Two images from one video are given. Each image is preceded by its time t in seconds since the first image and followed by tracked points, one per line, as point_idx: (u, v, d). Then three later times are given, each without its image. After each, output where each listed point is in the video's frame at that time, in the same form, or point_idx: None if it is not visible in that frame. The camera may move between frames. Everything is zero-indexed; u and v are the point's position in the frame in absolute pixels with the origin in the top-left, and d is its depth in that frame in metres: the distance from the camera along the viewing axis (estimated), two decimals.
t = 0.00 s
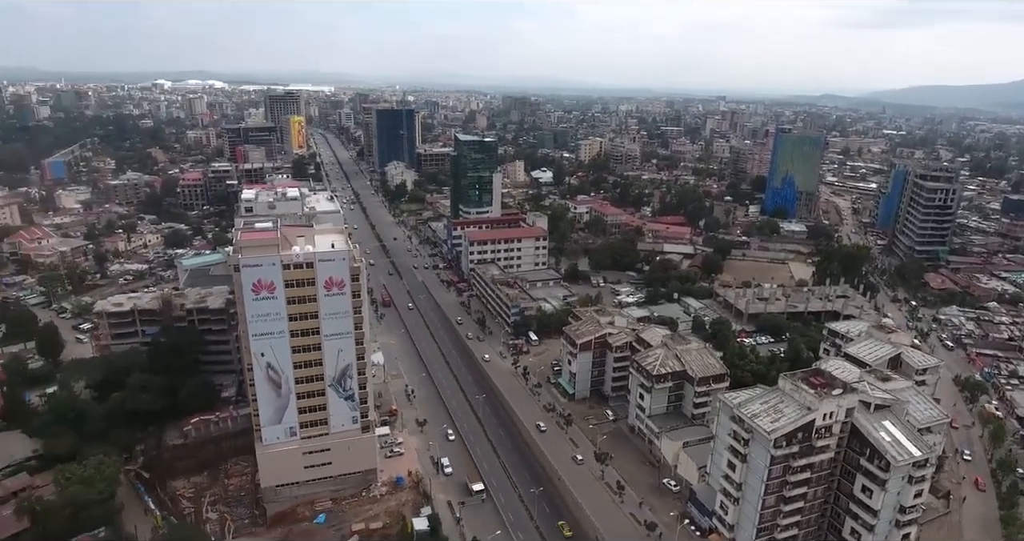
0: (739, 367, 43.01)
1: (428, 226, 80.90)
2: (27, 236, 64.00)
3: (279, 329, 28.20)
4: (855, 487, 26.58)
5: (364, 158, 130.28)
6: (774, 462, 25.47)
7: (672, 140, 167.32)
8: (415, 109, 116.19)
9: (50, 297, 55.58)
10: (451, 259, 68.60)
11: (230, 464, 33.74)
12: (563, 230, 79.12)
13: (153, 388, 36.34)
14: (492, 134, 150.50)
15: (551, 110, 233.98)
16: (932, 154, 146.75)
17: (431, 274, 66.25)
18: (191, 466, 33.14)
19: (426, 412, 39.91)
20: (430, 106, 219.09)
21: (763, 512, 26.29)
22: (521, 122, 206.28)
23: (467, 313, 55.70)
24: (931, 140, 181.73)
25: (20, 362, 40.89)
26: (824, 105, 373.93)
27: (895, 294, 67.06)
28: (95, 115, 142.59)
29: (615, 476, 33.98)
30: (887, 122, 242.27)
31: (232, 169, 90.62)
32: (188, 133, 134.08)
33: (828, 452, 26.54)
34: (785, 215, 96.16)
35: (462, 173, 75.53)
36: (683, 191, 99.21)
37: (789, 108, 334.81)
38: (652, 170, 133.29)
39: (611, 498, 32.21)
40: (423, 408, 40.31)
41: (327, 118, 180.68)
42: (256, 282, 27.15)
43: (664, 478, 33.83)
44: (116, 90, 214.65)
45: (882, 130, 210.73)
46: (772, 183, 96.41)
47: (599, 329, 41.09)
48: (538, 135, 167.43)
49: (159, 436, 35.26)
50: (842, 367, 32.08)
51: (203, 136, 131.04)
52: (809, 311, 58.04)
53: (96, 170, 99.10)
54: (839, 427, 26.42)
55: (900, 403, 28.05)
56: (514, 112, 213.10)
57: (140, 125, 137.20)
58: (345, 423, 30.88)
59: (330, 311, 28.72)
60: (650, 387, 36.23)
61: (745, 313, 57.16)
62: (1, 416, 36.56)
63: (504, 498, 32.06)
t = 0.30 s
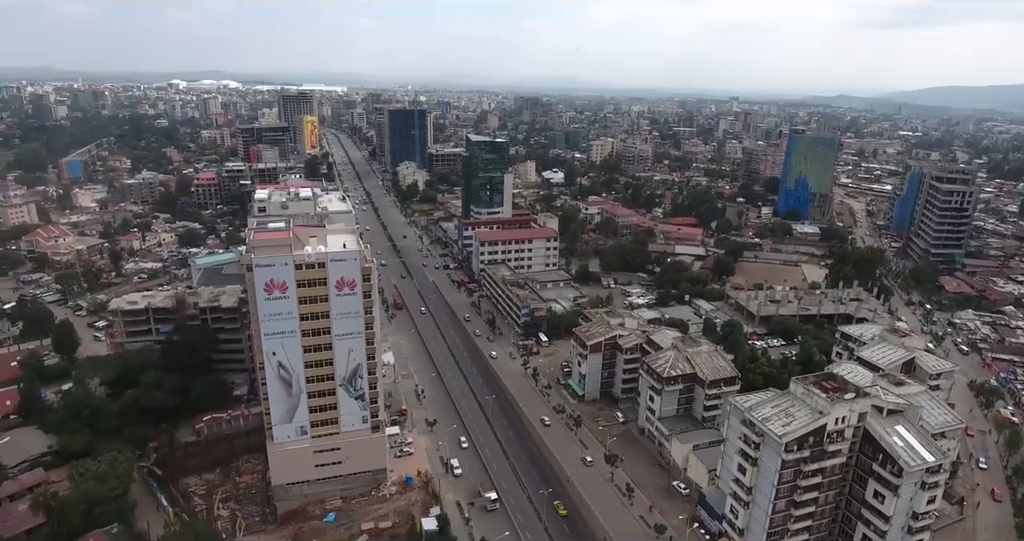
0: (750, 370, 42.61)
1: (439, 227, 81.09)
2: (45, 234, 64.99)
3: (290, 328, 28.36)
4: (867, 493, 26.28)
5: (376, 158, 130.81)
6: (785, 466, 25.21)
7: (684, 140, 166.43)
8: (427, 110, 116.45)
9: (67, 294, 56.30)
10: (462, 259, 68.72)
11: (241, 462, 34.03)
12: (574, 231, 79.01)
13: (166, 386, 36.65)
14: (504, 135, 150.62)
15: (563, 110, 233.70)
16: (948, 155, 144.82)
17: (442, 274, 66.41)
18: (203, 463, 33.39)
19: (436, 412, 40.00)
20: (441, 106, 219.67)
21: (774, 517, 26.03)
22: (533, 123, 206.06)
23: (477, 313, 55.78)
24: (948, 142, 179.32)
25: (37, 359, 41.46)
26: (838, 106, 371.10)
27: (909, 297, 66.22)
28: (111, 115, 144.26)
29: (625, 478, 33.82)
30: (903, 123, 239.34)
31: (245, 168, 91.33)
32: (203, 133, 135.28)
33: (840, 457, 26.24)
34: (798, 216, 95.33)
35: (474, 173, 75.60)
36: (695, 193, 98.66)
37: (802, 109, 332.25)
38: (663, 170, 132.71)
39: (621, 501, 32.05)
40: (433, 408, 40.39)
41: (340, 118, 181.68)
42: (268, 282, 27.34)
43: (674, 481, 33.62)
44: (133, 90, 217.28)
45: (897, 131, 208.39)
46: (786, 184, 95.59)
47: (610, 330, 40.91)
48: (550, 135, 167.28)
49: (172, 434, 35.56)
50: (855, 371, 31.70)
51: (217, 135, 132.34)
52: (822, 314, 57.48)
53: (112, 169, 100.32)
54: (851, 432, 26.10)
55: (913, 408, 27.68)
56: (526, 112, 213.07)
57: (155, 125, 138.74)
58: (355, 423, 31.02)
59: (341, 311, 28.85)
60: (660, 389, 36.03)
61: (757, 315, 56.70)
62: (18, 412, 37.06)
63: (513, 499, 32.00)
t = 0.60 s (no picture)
0: (757, 372, 42.38)
1: (446, 227, 81.19)
2: (56, 234, 65.64)
3: (298, 329, 28.46)
4: (875, 496, 26.06)
5: (384, 158, 131.18)
6: (792, 469, 25.06)
7: (692, 141, 165.83)
8: (434, 110, 116.57)
9: (77, 293, 56.75)
10: (469, 259, 68.78)
11: (248, 461, 34.21)
12: (581, 232, 78.92)
13: (174, 384, 36.86)
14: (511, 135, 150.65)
15: (570, 110, 233.49)
16: (959, 156, 143.50)
17: (449, 274, 66.49)
18: (210, 461, 33.51)
19: (442, 412, 40.02)
20: (449, 107, 219.94)
21: (780, 520, 25.87)
22: (540, 123, 205.99)
23: (483, 313, 55.81)
24: (959, 143, 177.82)
25: (47, 357, 41.85)
26: (847, 106, 368.93)
27: (919, 299, 65.68)
28: (122, 115, 145.42)
29: (631, 480, 33.73)
30: (913, 123, 237.36)
31: (254, 168, 91.74)
32: (212, 132, 135.95)
33: (848, 460, 26.04)
34: (806, 218, 94.70)
35: (481, 174, 75.63)
36: (703, 193, 98.33)
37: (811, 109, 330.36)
38: (671, 171, 132.33)
39: (627, 503, 31.95)
40: (440, 408, 40.42)
41: (348, 118, 182.30)
42: (276, 282, 27.44)
43: (680, 483, 33.51)
44: (143, 90, 218.82)
45: (907, 131, 206.76)
46: (794, 185, 95.00)
47: (616, 332, 40.81)
48: (557, 135, 167.20)
49: (179, 432, 35.77)
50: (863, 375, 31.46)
51: (225, 135, 133.09)
52: (830, 316, 57.09)
53: (122, 169, 101.06)
54: (859, 435, 25.89)
55: (922, 411, 27.43)
56: (533, 112, 212.99)
57: (165, 125, 139.72)
58: (361, 423, 31.09)
59: (348, 311, 28.92)
60: (666, 390, 35.90)
61: (764, 317, 56.40)
62: (28, 410, 37.44)
63: (519, 500, 31.96)
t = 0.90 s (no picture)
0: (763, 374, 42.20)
1: (451, 227, 81.25)
2: (63, 233, 66.03)
3: (303, 329, 28.53)
4: (880, 500, 25.93)
5: (389, 158, 131.43)
6: (797, 472, 24.94)
7: (697, 141, 165.34)
8: (439, 110, 116.65)
9: (84, 292, 57.10)
10: (474, 260, 68.83)
11: (253, 461, 34.32)
12: (586, 233, 78.84)
13: (181, 384, 37.00)
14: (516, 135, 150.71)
15: (575, 111, 233.32)
16: (967, 157, 142.60)
17: (454, 275, 66.54)
18: (215, 460, 33.64)
19: (446, 412, 40.06)
20: (454, 107, 220.08)
21: (785, 523, 25.75)
22: (545, 123, 205.92)
23: (488, 314, 55.82)
24: (967, 144, 176.75)
25: (55, 356, 42.12)
26: (853, 107, 367.59)
27: (926, 301, 65.27)
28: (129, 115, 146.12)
29: (635, 481, 33.65)
30: (920, 124, 236.07)
31: (260, 168, 92.09)
32: (218, 132, 136.47)
33: (853, 463, 25.90)
34: (812, 219, 94.14)
35: (486, 174, 75.63)
36: (708, 194, 98.04)
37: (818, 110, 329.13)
38: (676, 171, 132.01)
39: (631, 504, 31.87)
40: (444, 409, 40.46)
41: (354, 118, 182.69)
42: (282, 282, 27.52)
43: (684, 484, 33.44)
44: (150, 90, 219.79)
45: (915, 132, 205.47)
46: (800, 186, 94.50)
47: (621, 333, 40.72)
48: (562, 136, 167.12)
49: (185, 431, 35.93)
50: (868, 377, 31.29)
51: (232, 135, 133.58)
52: (836, 318, 56.78)
53: (129, 169, 101.58)
54: (865, 438, 25.75)
55: (928, 414, 27.28)
56: (539, 112, 212.99)
57: (172, 124, 140.44)
58: (366, 423, 31.13)
59: (353, 312, 28.98)
60: (671, 392, 35.80)
61: (770, 319, 56.13)
62: (36, 409, 37.74)
63: (523, 501, 31.95)
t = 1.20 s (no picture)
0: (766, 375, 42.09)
1: (454, 228, 81.29)
2: (69, 233, 66.32)
3: (307, 329, 28.61)
4: (884, 502, 25.85)
5: (393, 158, 131.65)
6: (801, 473, 24.88)
7: (702, 142, 164.99)
8: (444, 110, 116.77)
9: (90, 292, 57.35)
10: (477, 260, 68.89)
11: (257, 460, 34.44)
12: (590, 233, 78.82)
13: (186, 384, 37.08)
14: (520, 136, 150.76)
15: (580, 111, 233.21)
16: (973, 158, 141.92)
17: (457, 275, 66.58)
18: (219, 460, 33.75)
19: (449, 413, 40.11)
20: (458, 107, 220.16)
21: (788, 525, 25.69)
22: (549, 123, 205.84)
23: (491, 314, 55.86)
24: (973, 144, 176.05)
25: (61, 356, 42.34)
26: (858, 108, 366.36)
27: (931, 303, 64.95)
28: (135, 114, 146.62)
29: (638, 483, 33.63)
30: (926, 125, 235.01)
31: (264, 168, 92.28)
32: (223, 132, 136.88)
33: (857, 465, 25.83)
34: (817, 220, 93.67)
35: (490, 174, 75.62)
36: (713, 195, 97.83)
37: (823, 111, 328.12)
38: (681, 172, 131.77)
39: (634, 505, 31.86)
40: (448, 409, 40.52)
41: (359, 118, 182.98)
42: (286, 282, 27.59)
43: (687, 486, 33.42)
44: (156, 90, 220.57)
45: (921, 133, 204.53)
46: (805, 187, 94.11)
47: (625, 334, 40.67)
48: (566, 136, 167.11)
49: (189, 431, 36.07)
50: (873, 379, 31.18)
51: (237, 135, 134.03)
52: (841, 319, 56.60)
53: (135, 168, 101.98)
54: (869, 441, 25.67)
55: (933, 417, 27.18)
56: (543, 113, 212.86)
57: (177, 124, 140.91)
58: (369, 423, 31.19)
59: (357, 312, 29.03)
60: (675, 393, 35.76)
61: (774, 320, 55.92)
62: (41, 408, 37.99)
63: (526, 502, 31.98)
